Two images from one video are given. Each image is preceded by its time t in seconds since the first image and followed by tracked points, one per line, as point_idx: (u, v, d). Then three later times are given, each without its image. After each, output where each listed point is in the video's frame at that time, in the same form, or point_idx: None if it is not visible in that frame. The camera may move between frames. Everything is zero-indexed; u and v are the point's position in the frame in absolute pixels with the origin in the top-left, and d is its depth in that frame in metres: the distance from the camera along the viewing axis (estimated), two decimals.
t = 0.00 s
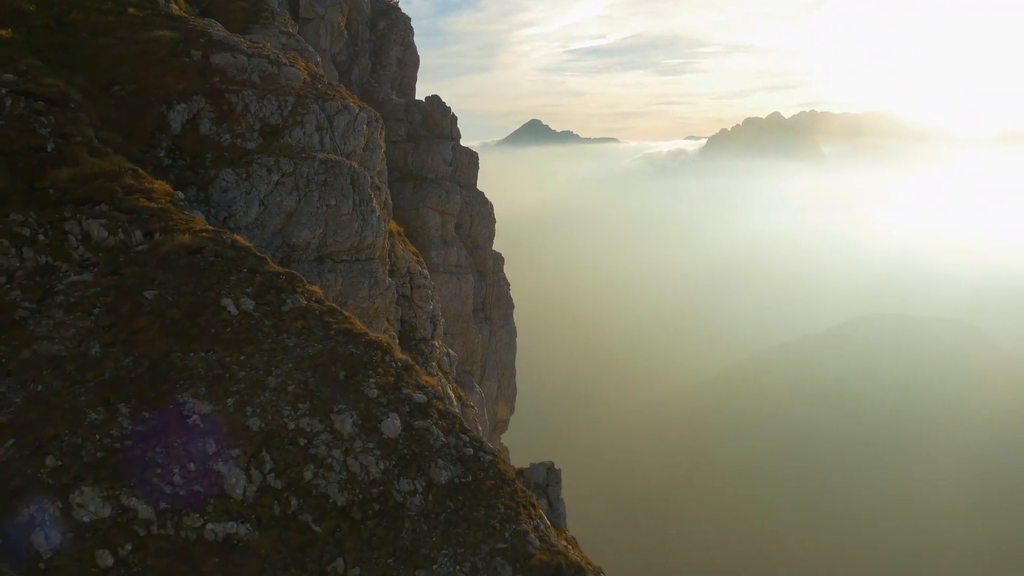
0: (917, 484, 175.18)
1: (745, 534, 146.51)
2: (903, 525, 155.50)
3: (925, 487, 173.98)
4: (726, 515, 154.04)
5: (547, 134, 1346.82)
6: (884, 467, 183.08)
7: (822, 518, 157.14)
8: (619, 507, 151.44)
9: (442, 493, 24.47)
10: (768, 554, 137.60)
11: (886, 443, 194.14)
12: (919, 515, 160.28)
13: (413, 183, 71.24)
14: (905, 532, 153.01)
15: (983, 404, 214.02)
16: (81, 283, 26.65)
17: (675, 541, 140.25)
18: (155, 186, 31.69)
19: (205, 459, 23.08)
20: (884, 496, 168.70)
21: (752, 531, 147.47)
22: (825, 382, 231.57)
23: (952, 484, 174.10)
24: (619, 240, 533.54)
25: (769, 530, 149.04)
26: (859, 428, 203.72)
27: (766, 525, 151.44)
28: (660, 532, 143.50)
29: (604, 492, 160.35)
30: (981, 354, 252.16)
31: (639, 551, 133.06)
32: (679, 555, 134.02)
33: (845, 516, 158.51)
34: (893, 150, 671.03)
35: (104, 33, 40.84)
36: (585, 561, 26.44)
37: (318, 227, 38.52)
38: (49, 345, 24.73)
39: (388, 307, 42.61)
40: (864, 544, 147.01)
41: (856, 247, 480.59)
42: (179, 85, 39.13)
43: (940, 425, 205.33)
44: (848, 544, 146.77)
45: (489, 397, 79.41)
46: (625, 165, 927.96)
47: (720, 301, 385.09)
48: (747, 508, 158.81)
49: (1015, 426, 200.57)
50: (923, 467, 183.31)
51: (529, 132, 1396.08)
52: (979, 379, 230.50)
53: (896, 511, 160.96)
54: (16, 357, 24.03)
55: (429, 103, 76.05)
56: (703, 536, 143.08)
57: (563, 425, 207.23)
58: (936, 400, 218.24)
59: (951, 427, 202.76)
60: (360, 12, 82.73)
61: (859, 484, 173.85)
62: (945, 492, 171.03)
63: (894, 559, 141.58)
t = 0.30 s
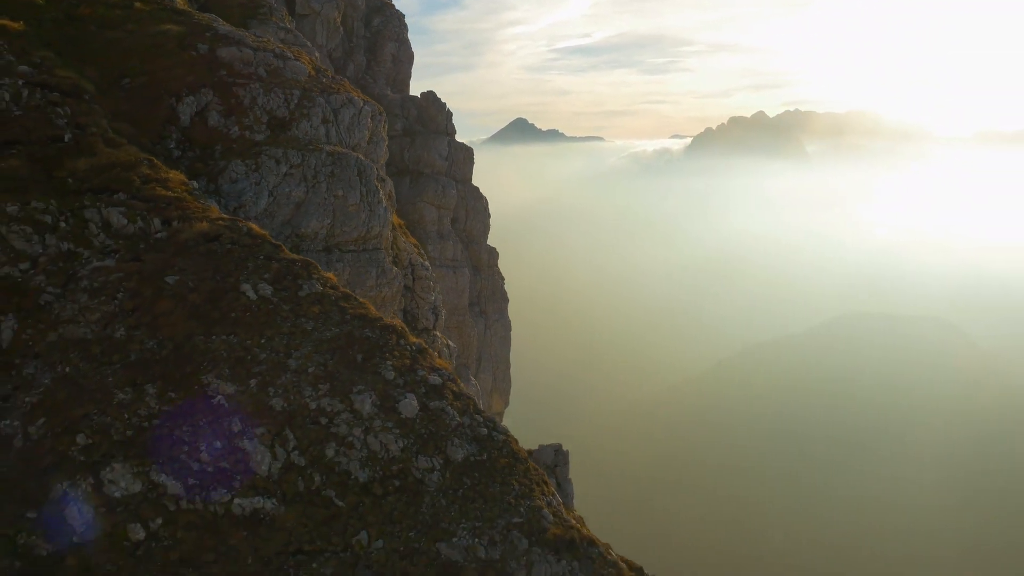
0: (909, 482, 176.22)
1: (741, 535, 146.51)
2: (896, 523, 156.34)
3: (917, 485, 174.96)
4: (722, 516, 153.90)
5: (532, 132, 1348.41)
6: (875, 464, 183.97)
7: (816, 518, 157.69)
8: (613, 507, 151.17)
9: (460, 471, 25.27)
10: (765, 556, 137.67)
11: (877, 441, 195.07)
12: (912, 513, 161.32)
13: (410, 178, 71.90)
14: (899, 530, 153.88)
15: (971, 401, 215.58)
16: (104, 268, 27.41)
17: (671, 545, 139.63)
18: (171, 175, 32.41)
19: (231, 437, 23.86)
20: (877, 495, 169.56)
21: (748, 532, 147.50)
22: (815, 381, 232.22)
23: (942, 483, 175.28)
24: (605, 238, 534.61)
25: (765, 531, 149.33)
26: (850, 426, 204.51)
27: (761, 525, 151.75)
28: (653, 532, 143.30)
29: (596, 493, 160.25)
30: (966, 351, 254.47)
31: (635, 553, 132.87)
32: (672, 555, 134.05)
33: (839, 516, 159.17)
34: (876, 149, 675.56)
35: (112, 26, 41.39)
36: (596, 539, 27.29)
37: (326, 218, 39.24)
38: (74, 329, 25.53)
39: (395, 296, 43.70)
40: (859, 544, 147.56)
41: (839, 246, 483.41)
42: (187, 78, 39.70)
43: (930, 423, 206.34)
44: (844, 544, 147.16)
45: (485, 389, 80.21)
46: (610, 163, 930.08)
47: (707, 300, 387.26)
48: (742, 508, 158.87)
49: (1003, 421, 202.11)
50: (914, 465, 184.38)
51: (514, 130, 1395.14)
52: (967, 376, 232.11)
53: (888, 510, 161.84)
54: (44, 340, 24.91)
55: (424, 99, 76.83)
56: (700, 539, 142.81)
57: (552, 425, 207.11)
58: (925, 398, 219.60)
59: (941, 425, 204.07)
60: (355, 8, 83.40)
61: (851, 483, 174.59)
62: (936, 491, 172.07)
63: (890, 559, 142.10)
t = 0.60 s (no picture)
0: (901, 471, 176.44)
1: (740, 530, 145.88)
2: (892, 512, 156.23)
3: (910, 474, 175.15)
4: (717, 511, 153.93)
5: (515, 130, 1349.24)
6: (867, 453, 183.82)
7: (811, 510, 157.47)
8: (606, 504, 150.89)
9: (476, 446, 26.43)
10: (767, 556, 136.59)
11: (867, 431, 195.24)
12: (906, 501, 161.50)
13: (405, 172, 72.70)
14: (896, 518, 153.78)
15: (956, 393, 216.94)
16: (128, 253, 28.26)
17: (673, 551, 138.34)
18: (188, 165, 33.38)
19: (258, 414, 24.82)
20: (871, 484, 169.34)
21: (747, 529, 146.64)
22: (801, 377, 232.82)
23: (935, 471, 175.45)
24: (589, 236, 536.30)
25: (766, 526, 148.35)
26: (837, 418, 204.74)
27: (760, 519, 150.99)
28: (648, 530, 142.87)
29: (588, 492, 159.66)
30: (947, 348, 257.27)
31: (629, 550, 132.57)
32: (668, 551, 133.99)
33: (835, 505, 158.78)
34: (857, 148, 681.41)
35: (121, 19, 41.92)
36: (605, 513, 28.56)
37: (334, 207, 40.19)
38: (102, 310, 26.39)
39: (401, 285, 44.60)
40: (857, 535, 147.26)
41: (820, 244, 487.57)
42: (197, 70, 40.46)
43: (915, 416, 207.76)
44: (842, 537, 146.87)
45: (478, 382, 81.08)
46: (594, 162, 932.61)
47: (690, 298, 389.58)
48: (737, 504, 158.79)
49: (990, 411, 203.40)
50: (905, 453, 184.49)
51: (497, 128, 1396.08)
52: (949, 371, 234.14)
53: (882, 499, 161.67)
54: (74, 321, 25.75)
55: (418, 95, 77.63)
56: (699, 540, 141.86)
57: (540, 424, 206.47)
58: (910, 390, 220.54)
59: (928, 413, 204.70)
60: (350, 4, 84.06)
61: (844, 475, 174.54)
62: (931, 479, 171.89)
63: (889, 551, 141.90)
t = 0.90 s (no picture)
0: (896, 473, 176.40)
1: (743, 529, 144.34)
2: (892, 515, 155.64)
3: (904, 476, 175.13)
4: (713, 507, 153.35)
5: (499, 129, 1350.43)
6: (862, 453, 183.54)
7: (811, 510, 156.23)
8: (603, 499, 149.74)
9: (489, 427, 27.31)
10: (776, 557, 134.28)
11: (860, 432, 195.04)
12: (904, 501, 161.21)
13: (400, 168, 73.44)
14: (895, 520, 153.32)
15: (944, 394, 218.17)
16: (147, 242, 29.00)
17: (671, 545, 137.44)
18: (200, 157, 34.13)
19: (279, 397, 25.64)
20: (869, 484, 168.95)
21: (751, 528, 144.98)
22: (790, 378, 232.82)
23: (922, 471, 176.99)
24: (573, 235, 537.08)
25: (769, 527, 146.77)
26: (829, 419, 204.46)
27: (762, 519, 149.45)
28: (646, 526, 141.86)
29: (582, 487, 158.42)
30: (931, 348, 259.90)
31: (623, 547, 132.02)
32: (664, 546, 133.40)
33: (834, 507, 158.08)
34: (839, 148, 686.67)
35: (126, 14, 42.42)
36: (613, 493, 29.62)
37: (339, 200, 41.03)
38: (124, 298, 27.13)
39: (402, 277, 45.50)
40: (859, 535, 146.29)
41: (802, 244, 490.72)
42: (203, 65, 41.07)
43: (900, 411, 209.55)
44: (846, 537, 145.74)
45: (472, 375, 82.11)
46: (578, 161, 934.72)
47: (677, 296, 390.97)
48: (733, 499, 158.37)
49: (979, 412, 204.57)
50: (899, 455, 184.57)
51: (483, 127, 1394.76)
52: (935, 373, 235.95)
53: (880, 500, 161.17)
54: (96, 309, 26.60)
55: (413, 92, 78.30)
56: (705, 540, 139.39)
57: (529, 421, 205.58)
58: (899, 390, 221.44)
59: (919, 416, 205.46)
60: (344, 2, 84.60)
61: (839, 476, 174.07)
62: (927, 482, 171.84)
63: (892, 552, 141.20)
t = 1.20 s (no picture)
0: (892, 465, 175.88)
1: (751, 528, 141.61)
2: (893, 509, 154.56)
3: (900, 468, 174.64)
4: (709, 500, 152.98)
5: (480, 128, 1350.46)
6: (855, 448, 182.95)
7: (814, 505, 154.23)
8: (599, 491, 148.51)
9: (502, 408, 28.49)
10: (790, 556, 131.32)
11: (846, 426, 196.37)
12: (903, 495, 160.48)
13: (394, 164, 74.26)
14: (893, 511, 153.01)
15: (925, 391, 220.92)
16: (168, 231, 29.88)
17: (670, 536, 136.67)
18: (214, 150, 35.03)
19: (301, 380, 26.61)
20: (866, 479, 167.89)
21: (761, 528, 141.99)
22: (775, 376, 232.89)
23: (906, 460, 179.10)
24: (555, 234, 537.82)
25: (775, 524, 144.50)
26: (818, 416, 204.04)
27: (769, 519, 146.81)
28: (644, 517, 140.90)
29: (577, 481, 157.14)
30: (911, 347, 262.54)
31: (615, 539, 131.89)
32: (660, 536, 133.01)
33: (837, 501, 156.39)
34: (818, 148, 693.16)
35: (133, 11, 43.09)
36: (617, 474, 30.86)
37: (346, 192, 42.06)
38: (148, 285, 27.99)
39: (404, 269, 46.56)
40: (866, 529, 144.64)
41: (780, 243, 494.84)
42: (210, 61, 41.82)
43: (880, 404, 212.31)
44: (853, 530, 143.91)
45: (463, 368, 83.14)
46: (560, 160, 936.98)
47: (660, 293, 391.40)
48: (726, 492, 158.37)
49: (960, 408, 207.46)
50: (892, 447, 184.31)
51: (464, 126, 1391.15)
52: (918, 371, 237.76)
53: (872, 492, 161.89)
54: (120, 295, 27.42)
55: (406, 89, 79.13)
56: (716, 540, 135.82)
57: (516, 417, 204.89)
58: (885, 386, 222.29)
59: (906, 412, 206.17)
60: None
61: (835, 470, 172.80)
62: (925, 475, 171.19)
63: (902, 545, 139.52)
